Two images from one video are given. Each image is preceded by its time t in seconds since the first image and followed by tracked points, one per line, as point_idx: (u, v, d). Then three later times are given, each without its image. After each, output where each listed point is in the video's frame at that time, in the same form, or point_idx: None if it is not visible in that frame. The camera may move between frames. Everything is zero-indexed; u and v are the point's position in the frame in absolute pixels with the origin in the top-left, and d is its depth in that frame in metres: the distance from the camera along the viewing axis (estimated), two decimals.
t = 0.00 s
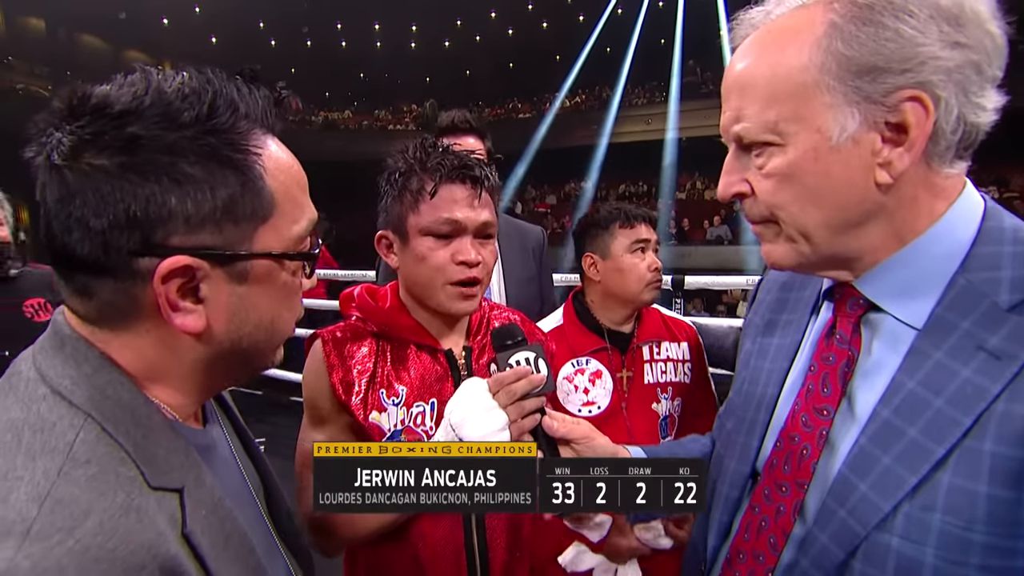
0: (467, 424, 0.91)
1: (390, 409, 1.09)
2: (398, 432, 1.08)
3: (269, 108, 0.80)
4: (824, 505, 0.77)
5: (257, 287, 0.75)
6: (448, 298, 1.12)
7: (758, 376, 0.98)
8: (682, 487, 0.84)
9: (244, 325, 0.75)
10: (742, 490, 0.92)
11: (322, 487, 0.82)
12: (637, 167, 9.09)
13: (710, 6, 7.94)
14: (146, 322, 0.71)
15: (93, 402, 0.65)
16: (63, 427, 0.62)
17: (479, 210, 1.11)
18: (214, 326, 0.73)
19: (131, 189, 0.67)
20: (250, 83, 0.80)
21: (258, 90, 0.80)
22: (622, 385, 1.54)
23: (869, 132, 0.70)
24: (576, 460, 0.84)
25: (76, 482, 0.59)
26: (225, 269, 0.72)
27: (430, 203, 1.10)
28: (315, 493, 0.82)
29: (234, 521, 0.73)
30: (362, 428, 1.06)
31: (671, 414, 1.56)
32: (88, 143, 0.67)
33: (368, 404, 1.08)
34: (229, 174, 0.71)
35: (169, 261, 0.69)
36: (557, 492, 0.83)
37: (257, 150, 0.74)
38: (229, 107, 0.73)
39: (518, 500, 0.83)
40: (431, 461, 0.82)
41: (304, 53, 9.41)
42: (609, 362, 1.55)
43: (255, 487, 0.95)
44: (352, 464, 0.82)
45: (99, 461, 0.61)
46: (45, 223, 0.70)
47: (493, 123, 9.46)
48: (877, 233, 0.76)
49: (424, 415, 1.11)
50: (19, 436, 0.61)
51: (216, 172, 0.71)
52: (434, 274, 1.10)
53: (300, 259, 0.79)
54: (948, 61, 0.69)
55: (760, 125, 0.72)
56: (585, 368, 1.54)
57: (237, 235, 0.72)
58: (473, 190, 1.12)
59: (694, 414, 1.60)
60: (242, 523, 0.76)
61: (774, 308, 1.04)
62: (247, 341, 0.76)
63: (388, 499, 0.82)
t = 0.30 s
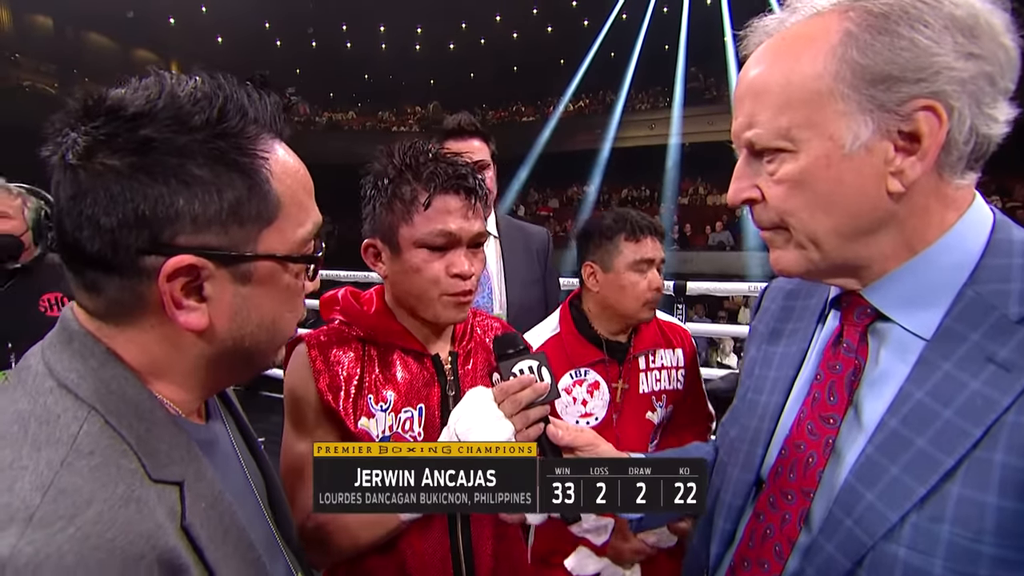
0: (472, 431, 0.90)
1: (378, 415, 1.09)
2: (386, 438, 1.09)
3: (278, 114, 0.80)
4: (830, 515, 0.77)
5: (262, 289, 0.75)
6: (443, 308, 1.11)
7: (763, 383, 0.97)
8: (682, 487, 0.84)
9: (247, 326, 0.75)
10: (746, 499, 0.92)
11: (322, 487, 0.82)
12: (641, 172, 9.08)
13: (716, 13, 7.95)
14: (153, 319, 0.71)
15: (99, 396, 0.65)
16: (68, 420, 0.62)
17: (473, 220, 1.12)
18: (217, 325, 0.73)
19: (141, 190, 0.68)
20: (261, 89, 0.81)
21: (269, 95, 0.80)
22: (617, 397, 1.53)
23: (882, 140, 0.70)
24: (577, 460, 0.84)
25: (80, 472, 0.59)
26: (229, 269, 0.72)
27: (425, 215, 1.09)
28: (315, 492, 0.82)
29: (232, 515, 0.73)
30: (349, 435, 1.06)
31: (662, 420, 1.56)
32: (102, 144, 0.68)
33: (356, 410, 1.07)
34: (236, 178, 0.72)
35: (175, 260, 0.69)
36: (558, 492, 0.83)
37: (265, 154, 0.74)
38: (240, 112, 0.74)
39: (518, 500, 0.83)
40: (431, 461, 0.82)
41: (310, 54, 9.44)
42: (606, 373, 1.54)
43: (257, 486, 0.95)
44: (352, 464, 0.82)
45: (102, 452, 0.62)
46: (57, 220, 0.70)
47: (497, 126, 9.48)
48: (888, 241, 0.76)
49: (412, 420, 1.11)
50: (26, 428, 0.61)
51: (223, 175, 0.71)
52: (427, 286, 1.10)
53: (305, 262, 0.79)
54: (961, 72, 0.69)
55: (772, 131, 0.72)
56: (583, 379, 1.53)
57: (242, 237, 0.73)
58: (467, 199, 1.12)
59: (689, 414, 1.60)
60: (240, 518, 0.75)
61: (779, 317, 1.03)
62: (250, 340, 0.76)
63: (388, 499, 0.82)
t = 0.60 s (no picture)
0: (478, 432, 0.91)
1: (379, 413, 1.09)
2: (386, 436, 1.09)
3: (303, 128, 0.81)
4: (833, 514, 0.78)
5: (279, 298, 0.76)
6: (436, 311, 1.12)
7: (766, 383, 0.98)
8: (682, 487, 0.86)
9: (263, 332, 0.76)
10: (749, 498, 0.92)
11: (322, 487, 0.84)
12: (643, 172, 9.07)
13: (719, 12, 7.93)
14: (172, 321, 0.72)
15: (116, 394, 0.66)
16: (85, 417, 0.63)
17: (475, 226, 1.12)
18: (235, 332, 0.74)
19: (170, 198, 0.69)
20: (288, 102, 0.82)
21: (296, 110, 0.81)
22: (625, 411, 1.53)
23: (882, 143, 0.71)
24: (577, 461, 0.85)
25: (96, 469, 0.61)
26: (249, 279, 0.73)
27: (426, 215, 1.11)
28: (315, 493, 0.84)
29: (239, 515, 0.74)
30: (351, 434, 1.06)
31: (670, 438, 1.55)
32: (134, 152, 0.70)
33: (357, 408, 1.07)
34: (260, 191, 0.73)
35: (198, 269, 0.70)
36: (558, 492, 0.85)
37: (288, 167, 0.75)
38: (268, 127, 0.75)
39: (518, 500, 0.84)
40: (431, 461, 0.83)
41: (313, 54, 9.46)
42: (616, 382, 1.54)
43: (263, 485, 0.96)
44: (352, 464, 0.84)
45: (117, 450, 0.63)
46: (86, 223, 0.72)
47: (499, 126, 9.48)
48: (888, 242, 0.76)
49: (413, 419, 1.12)
50: (45, 424, 0.62)
51: (248, 188, 0.72)
52: (423, 287, 1.11)
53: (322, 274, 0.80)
54: (959, 76, 0.70)
55: (773, 134, 0.73)
56: (593, 386, 1.53)
57: (262, 248, 0.74)
58: (473, 205, 1.12)
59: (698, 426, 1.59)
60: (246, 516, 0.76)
61: (779, 318, 1.04)
62: (264, 346, 0.77)
63: (388, 500, 0.83)
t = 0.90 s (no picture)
0: (480, 426, 0.92)
1: (389, 408, 1.11)
2: (397, 431, 1.11)
3: (314, 132, 0.83)
4: (823, 507, 0.79)
5: (289, 301, 0.77)
6: (452, 306, 1.13)
7: (760, 379, 1.00)
8: (682, 487, 0.86)
9: (273, 334, 0.77)
10: (743, 492, 0.94)
11: (322, 487, 0.84)
12: (640, 171, 9.09)
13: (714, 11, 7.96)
14: (183, 323, 0.73)
15: (127, 392, 0.68)
16: (98, 416, 0.64)
17: (487, 221, 1.14)
18: (246, 334, 0.76)
19: (186, 202, 0.70)
20: (300, 107, 0.83)
21: (308, 115, 0.83)
22: (625, 389, 1.54)
23: (866, 143, 0.72)
24: (577, 461, 0.86)
25: (110, 468, 0.62)
26: (260, 281, 0.74)
27: (441, 213, 1.12)
28: (315, 493, 0.84)
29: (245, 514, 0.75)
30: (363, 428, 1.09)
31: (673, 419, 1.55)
32: (151, 156, 0.71)
33: (368, 403, 1.10)
34: (274, 196, 0.74)
35: (212, 273, 0.71)
36: (558, 492, 0.85)
37: (301, 172, 0.77)
38: (283, 132, 0.77)
39: (518, 500, 0.85)
40: (431, 461, 0.84)
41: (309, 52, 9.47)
42: (613, 363, 1.56)
43: (263, 482, 0.98)
44: (352, 465, 0.85)
45: (129, 449, 0.64)
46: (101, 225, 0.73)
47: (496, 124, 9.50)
48: (874, 240, 0.78)
49: (424, 414, 1.13)
50: (59, 422, 0.63)
51: (263, 193, 0.73)
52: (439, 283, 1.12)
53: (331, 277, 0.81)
54: (939, 77, 0.71)
55: (762, 135, 0.74)
56: (590, 368, 1.56)
57: (276, 251, 0.75)
58: (486, 200, 1.14)
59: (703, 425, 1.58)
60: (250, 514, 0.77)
61: (774, 316, 1.06)
62: (274, 348, 0.78)
63: (388, 499, 0.84)
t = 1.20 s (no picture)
0: (484, 415, 0.94)
1: (405, 399, 1.15)
2: (413, 421, 1.14)
3: (315, 125, 0.84)
4: (805, 499, 0.82)
5: (293, 295, 0.79)
6: (465, 298, 1.15)
7: (753, 376, 1.02)
8: (682, 487, 0.89)
9: (276, 327, 0.79)
10: (734, 485, 0.97)
11: (322, 488, 0.86)
12: (638, 169, 9.12)
13: (710, 11, 7.98)
14: (188, 319, 0.75)
15: (133, 386, 0.70)
16: (106, 410, 0.66)
17: (497, 214, 1.15)
18: (253, 329, 0.78)
19: (189, 198, 0.72)
20: (299, 101, 0.85)
21: (308, 109, 0.84)
22: (617, 378, 1.57)
23: (843, 145, 0.75)
24: (577, 461, 0.88)
25: (119, 462, 0.63)
26: (266, 276, 0.76)
27: (451, 208, 1.14)
28: (315, 494, 0.86)
29: (248, 508, 0.77)
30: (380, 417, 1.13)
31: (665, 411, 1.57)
32: (153, 153, 0.72)
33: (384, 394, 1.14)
34: (277, 191, 0.76)
35: (217, 268, 0.73)
36: (558, 492, 0.87)
37: (303, 166, 0.78)
38: (283, 127, 0.78)
39: (518, 500, 0.87)
40: (431, 461, 0.86)
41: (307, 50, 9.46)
42: (605, 352, 1.58)
43: (263, 476, 1.00)
44: (351, 465, 0.86)
45: (138, 443, 0.66)
46: (105, 222, 0.75)
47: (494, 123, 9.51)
48: (856, 240, 0.80)
49: (438, 406, 1.16)
50: (67, 416, 0.65)
51: (265, 187, 0.75)
52: (451, 276, 1.14)
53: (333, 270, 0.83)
54: (911, 81, 0.74)
55: (745, 138, 0.77)
56: (584, 357, 1.58)
57: (279, 245, 0.77)
58: (493, 194, 1.16)
59: (701, 416, 1.59)
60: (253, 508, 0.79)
61: (770, 314, 1.08)
62: (279, 342, 0.80)
63: (388, 500, 0.86)
